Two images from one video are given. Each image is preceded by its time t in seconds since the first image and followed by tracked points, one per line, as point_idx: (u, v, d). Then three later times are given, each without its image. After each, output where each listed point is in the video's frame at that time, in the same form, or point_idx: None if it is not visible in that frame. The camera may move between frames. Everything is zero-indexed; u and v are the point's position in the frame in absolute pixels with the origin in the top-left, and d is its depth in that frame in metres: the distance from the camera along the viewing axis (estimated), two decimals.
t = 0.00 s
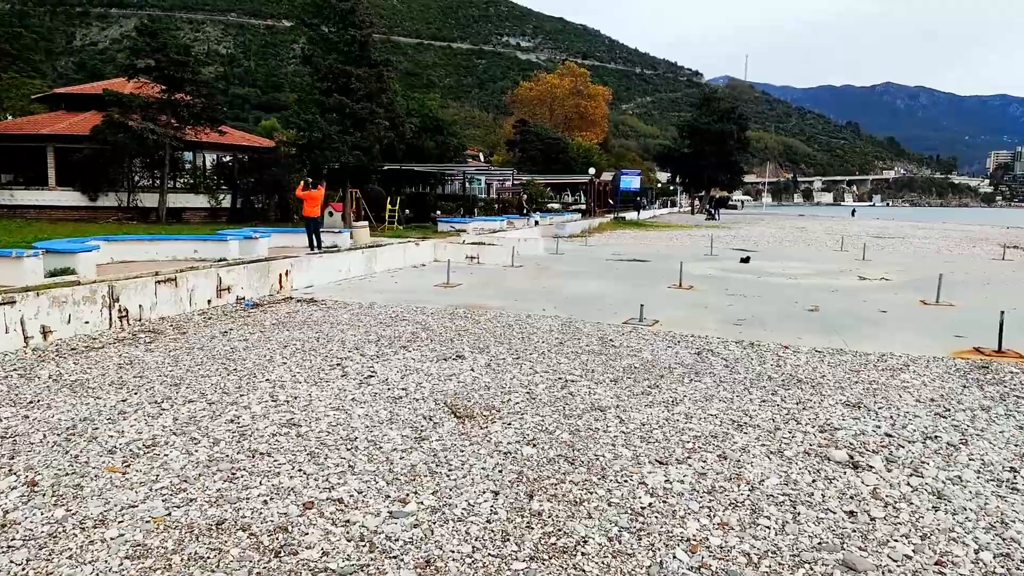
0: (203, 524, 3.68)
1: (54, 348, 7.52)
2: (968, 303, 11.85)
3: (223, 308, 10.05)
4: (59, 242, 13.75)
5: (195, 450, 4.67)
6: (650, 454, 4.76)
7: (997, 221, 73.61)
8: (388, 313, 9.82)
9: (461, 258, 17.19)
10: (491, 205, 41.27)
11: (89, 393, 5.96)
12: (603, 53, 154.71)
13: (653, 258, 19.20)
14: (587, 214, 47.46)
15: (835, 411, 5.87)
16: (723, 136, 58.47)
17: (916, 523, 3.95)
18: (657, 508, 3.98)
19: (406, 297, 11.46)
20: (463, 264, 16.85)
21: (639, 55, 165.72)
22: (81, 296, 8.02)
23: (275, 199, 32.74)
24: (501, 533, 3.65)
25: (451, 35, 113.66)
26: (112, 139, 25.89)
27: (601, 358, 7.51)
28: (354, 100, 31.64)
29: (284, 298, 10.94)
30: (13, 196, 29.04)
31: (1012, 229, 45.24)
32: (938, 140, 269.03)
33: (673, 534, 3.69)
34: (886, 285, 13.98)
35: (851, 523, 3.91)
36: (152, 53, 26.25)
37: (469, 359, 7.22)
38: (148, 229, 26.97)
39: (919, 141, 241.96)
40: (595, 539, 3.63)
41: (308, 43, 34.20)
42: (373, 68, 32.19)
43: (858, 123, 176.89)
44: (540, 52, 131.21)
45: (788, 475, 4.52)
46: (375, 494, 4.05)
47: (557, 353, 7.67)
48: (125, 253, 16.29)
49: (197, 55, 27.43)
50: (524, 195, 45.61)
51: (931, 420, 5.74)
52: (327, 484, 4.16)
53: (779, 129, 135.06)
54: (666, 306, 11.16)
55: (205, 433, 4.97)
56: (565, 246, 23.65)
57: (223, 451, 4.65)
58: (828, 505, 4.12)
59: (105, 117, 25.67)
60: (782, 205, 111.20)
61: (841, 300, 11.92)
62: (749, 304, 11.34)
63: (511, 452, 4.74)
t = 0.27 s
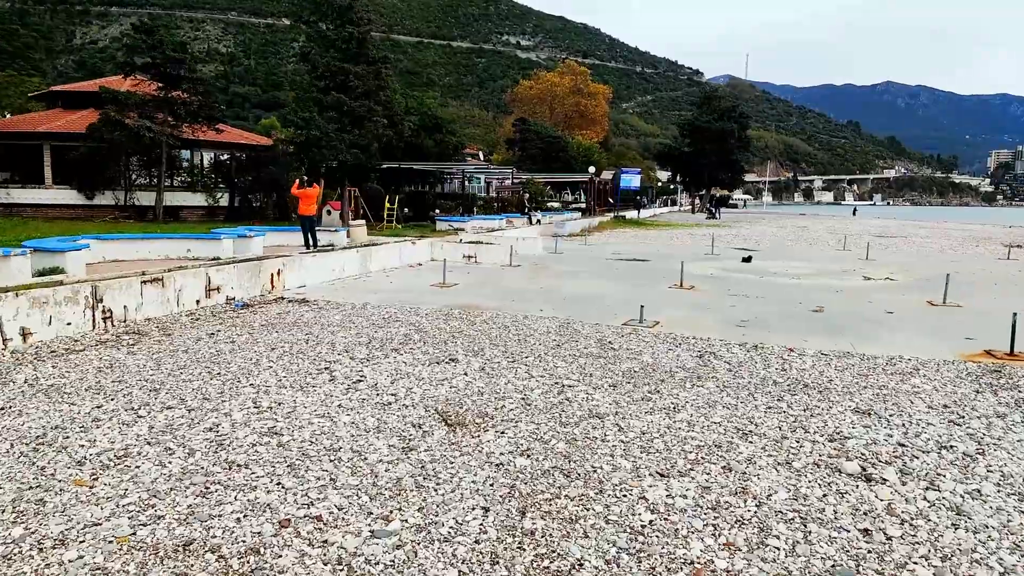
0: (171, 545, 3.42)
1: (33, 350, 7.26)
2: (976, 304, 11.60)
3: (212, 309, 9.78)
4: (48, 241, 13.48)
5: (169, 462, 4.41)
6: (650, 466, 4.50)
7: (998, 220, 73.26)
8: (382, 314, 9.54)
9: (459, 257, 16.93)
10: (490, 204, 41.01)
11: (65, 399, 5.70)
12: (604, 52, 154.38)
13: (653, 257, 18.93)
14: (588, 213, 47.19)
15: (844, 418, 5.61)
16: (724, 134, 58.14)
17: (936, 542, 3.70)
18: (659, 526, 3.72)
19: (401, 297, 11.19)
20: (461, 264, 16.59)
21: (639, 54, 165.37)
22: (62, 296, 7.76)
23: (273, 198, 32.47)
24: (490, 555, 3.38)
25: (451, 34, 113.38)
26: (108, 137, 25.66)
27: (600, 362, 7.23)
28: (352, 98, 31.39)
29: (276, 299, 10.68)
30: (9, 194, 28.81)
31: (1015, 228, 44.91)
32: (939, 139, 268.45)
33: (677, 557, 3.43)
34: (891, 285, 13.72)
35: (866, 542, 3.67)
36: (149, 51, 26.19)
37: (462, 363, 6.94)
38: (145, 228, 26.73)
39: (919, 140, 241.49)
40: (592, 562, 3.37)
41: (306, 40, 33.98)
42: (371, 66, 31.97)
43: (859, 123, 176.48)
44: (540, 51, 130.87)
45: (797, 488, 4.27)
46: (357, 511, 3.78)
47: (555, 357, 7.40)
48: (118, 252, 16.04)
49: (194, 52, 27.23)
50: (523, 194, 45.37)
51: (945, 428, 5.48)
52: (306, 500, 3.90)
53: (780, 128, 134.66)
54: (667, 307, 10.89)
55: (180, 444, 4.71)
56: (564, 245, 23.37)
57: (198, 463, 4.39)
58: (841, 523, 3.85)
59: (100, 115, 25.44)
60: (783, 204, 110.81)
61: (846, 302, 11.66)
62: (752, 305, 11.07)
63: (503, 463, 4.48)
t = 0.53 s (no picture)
0: None
1: (11, 361, 6.98)
2: (985, 308, 11.34)
3: (200, 315, 9.50)
4: (35, 244, 13.20)
5: (138, 487, 4.14)
6: (653, 490, 4.23)
7: (998, 220, 73.05)
8: (375, 321, 9.26)
9: (456, 260, 16.66)
10: (490, 204, 40.76)
11: (38, 415, 5.42)
12: (604, 52, 154.14)
13: (654, 259, 18.67)
14: (587, 213, 46.93)
15: (856, 435, 5.34)
16: (724, 134, 57.88)
17: None
18: (663, 561, 3.45)
19: (396, 302, 10.92)
20: (459, 266, 16.32)
21: (639, 54, 165.20)
22: (42, 304, 7.48)
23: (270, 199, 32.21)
24: None
25: (450, 35, 113.09)
26: (103, 137, 25.42)
27: (600, 372, 6.93)
28: (350, 98, 31.14)
29: (267, 304, 10.40)
30: (4, 196, 28.55)
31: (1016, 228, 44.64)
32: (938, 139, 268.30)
33: None
34: (897, 288, 13.46)
35: None
36: (145, 51, 25.93)
37: (455, 374, 6.65)
38: (141, 229, 26.47)
39: (918, 139, 241.42)
40: None
41: (304, 40, 33.74)
42: (369, 66, 31.75)
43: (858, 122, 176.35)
44: (540, 51, 130.62)
45: (809, 515, 4.00)
46: (337, 544, 3.51)
47: (553, 367, 7.11)
48: (110, 255, 15.76)
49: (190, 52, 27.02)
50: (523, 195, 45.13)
51: (962, 445, 5.21)
52: (283, 531, 3.63)
53: (780, 128, 134.52)
54: (668, 311, 10.60)
55: (153, 466, 4.44)
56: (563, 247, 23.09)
57: (170, 489, 4.12)
58: (858, 556, 3.58)
59: (96, 115, 25.20)
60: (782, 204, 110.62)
61: (852, 306, 11.39)
62: (754, 309, 10.81)
63: (496, 488, 4.20)
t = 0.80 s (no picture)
0: None
1: None
2: (996, 312, 11.07)
3: (188, 319, 9.21)
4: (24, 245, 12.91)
5: (108, 509, 3.86)
6: (661, 512, 3.94)
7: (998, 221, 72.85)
8: (369, 326, 8.94)
9: (454, 261, 16.38)
10: (490, 205, 40.50)
11: (13, 426, 5.15)
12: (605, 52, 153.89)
13: (655, 261, 18.41)
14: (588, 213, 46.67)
15: (873, 448, 5.06)
16: (725, 135, 57.61)
17: None
18: None
19: (392, 305, 10.65)
20: (457, 268, 16.04)
21: (640, 55, 165.06)
22: (22, 308, 7.18)
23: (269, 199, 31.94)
24: None
25: (451, 35, 112.88)
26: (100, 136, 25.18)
27: (602, 380, 6.64)
28: (349, 98, 30.86)
29: (259, 307, 10.12)
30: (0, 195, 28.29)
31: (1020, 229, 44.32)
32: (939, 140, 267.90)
33: None
34: (905, 291, 13.18)
35: None
36: (142, 50, 25.69)
37: (452, 382, 6.35)
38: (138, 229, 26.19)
39: (918, 140, 241.32)
40: None
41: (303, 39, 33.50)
42: (369, 66, 31.53)
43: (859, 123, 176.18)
44: (541, 51, 130.31)
45: (829, 540, 3.71)
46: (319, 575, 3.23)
47: (556, 373, 6.83)
48: (101, 256, 15.41)
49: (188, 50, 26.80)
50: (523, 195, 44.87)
51: (987, 460, 4.92)
52: (260, 560, 3.35)
53: (781, 129, 134.29)
54: (671, 316, 10.31)
55: (126, 485, 4.16)
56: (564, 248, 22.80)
57: (141, 511, 3.83)
58: None
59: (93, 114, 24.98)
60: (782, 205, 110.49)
61: (859, 309, 11.13)
62: (759, 312, 10.54)
63: (492, 509, 3.92)
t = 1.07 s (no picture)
0: None
1: None
2: (1012, 319, 10.77)
3: (180, 328, 8.90)
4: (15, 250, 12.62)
5: (78, 544, 3.56)
6: (679, 548, 3.64)
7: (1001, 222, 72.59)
8: (366, 335, 8.64)
9: (455, 265, 16.08)
10: (491, 207, 40.22)
11: None
12: (606, 54, 153.66)
13: (659, 264, 18.11)
14: (590, 216, 46.37)
15: (900, 472, 4.76)
16: (727, 136, 57.30)
17: None
18: None
19: (391, 312, 10.35)
20: (458, 272, 15.74)
21: (641, 56, 164.78)
22: (4, 319, 6.87)
23: (269, 201, 31.67)
24: None
25: (453, 36, 112.71)
26: (99, 139, 24.97)
27: (609, 395, 6.33)
28: (350, 100, 30.62)
29: (254, 315, 9.82)
30: None
31: None
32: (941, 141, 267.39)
33: None
34: (916, 297, 12.88)
35: None
36: (141, 51, 25.49)
37: (452, 397, 6.05)
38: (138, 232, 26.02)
39: (920, 141, 240.87)
40: None
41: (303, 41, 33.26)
42: (369, 67, 31.28)
43: (860, 124, 175.87)
44: (542, 52, 130.07)
45: None
46: None
47: (560, 387, 6.52)
48: (95, 260, 15.10)
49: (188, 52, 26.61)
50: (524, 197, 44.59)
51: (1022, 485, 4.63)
52: None
53: (782, 130, 133.96)
54: (679, 323, 10.01)
55: (99, 517, 3.86)
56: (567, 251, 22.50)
57: (115, 547, 3.54)
58: None
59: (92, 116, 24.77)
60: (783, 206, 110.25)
61: (871, 316, 10.83)
62: (768, 319, 10.24)
63: (495, 544, 3.62)
